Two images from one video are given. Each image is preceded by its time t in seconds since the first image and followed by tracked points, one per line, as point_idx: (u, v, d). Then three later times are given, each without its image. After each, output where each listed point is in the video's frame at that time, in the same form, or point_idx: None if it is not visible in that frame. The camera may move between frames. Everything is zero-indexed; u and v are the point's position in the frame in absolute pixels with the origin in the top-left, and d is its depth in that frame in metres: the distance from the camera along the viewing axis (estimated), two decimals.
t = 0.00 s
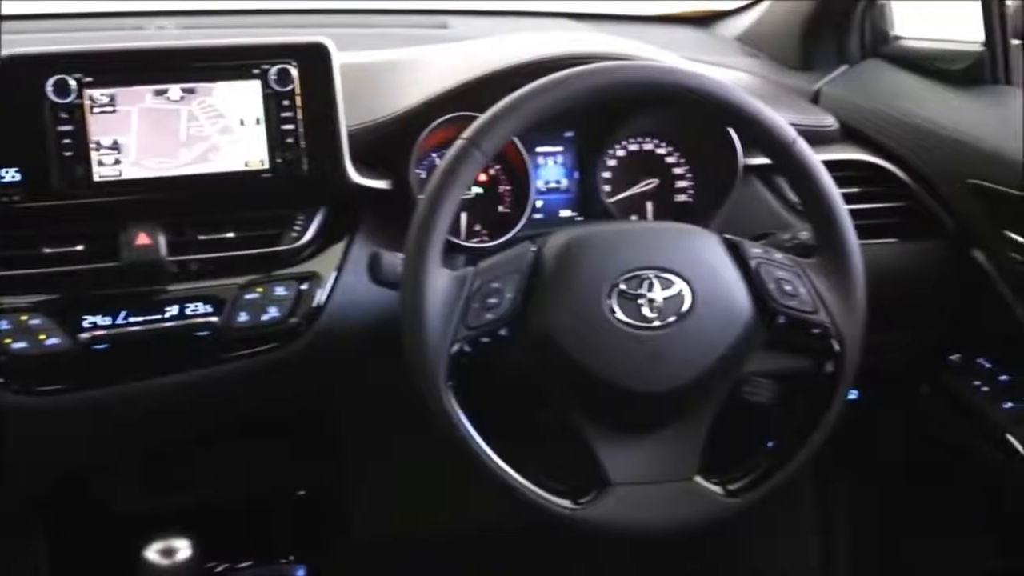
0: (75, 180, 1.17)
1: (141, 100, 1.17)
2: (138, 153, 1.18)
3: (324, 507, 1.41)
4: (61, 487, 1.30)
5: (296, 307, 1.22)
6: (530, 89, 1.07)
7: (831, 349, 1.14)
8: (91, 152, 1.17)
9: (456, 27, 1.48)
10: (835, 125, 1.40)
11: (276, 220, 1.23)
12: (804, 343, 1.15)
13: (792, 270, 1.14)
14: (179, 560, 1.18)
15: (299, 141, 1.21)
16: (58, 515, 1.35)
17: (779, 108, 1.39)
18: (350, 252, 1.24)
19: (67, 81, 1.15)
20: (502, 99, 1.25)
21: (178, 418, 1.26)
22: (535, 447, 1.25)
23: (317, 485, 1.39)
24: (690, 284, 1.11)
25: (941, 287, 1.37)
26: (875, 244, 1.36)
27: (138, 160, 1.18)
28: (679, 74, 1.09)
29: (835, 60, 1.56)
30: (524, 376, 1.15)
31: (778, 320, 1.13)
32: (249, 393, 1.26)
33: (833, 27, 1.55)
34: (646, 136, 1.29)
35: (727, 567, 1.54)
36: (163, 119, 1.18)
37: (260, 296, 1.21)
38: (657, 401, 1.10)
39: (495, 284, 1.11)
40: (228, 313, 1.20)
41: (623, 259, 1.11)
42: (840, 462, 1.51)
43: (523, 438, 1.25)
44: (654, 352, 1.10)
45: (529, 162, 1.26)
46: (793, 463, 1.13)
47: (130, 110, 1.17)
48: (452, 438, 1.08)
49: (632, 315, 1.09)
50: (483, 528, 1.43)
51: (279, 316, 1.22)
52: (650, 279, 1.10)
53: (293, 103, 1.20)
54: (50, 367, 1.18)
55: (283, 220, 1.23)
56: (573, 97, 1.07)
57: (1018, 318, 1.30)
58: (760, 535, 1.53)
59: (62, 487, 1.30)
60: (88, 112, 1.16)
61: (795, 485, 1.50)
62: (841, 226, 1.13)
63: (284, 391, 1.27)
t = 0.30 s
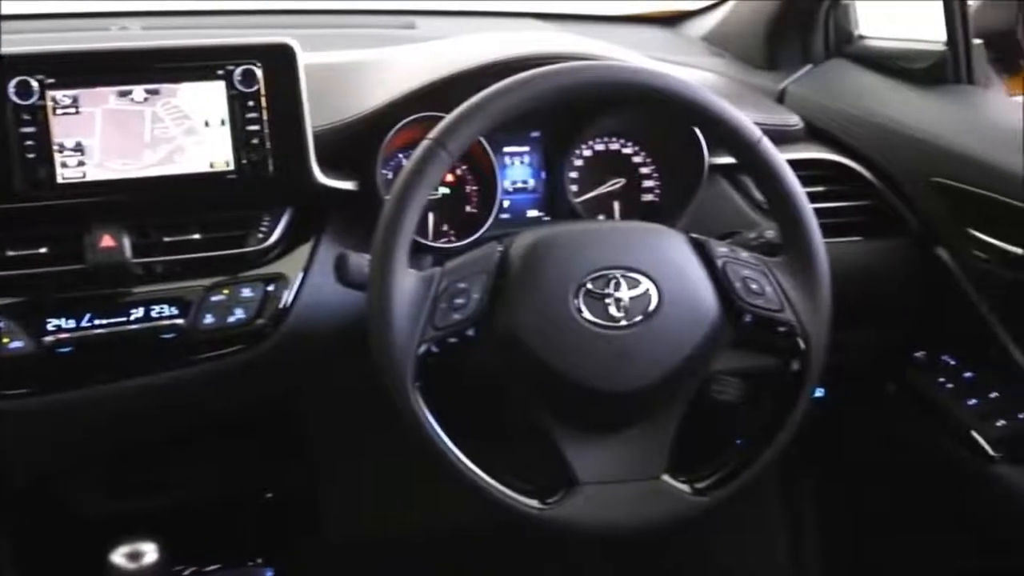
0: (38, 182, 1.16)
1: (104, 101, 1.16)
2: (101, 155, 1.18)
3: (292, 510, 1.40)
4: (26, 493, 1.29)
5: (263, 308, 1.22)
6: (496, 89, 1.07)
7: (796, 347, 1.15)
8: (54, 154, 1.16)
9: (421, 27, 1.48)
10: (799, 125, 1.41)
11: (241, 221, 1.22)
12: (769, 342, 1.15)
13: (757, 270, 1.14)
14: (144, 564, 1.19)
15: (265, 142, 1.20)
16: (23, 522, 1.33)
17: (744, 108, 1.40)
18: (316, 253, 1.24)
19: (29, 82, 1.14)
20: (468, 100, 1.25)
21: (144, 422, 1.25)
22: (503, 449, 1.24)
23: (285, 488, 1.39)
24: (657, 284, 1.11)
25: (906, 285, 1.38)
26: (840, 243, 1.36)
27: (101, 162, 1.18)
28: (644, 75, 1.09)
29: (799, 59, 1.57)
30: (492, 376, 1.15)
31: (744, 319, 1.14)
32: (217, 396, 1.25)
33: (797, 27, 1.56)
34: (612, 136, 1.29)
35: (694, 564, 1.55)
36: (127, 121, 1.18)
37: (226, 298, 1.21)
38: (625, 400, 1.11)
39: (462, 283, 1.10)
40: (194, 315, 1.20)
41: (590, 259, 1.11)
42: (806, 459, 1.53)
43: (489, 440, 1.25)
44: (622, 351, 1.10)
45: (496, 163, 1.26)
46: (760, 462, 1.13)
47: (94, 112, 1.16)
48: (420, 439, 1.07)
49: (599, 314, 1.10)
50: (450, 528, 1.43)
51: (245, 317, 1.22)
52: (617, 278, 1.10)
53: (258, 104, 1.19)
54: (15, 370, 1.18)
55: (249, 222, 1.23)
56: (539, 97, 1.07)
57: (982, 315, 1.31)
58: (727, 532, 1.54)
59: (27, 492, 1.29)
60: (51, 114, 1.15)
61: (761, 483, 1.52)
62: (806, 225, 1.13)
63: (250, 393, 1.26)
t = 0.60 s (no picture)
0: (12, 183, 1.16)
1: (79, 102, 1.16)
2: (76, 156, 1.17)
3: (271, 511, 1.40)
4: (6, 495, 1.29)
5: (240, 309, 1.22)
6: (473, 89, 1.07)
7: (773, 346, 1.15)
8: (28, 155, 1.16)
9: (398, 27, 1.48)
10: (776, 125, 1.42)
11: (217, 222, 1.22)
12: (746, 341, 1.15)
13: (734, 269, 1.15)
14: (121, 568, 1.19)
15: (241, 143, 1.20)
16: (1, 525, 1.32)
17: (721, 107, 1.40)
18: (294, 254, 1.24)
19: (4, 83, 1.13)
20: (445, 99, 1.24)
21: (121, 424, 1.24)
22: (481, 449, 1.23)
23: (265, 490, 1.38)
24: (634, 284, 1.11)
25: (882, 284, 1.39)
26: (817, 242, 1.37)
27: (76, 163, 1.17)
28: (620, 75, 1.09)
29: (774, 63, 1.57)
30: (471, 377, 1.15)
31: (721, 318, 1.14)
32: (195, 398, 1.25)
33: (774, 27, 1.57)
34: (589, 136, 1.29)
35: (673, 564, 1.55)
36: (103, 121, 1.17)
37: (203, 299, 1.20)
38: (603, 400, 1.11)
39: (439, 284, 1.10)
40: (171, 317, 1.20)
41: (567, 259, 1.11)
42: (787, 458, 1.52)
43: (468, 441, 1.24)
44: (599, 351, 1.10)
45: (472, 163, 1.26)
46: (737, 460, 1.13)
47: (69, 112, 1.16)
48: (398, 441, 1.07)
49: (576, 314, 1.10)
50: (430, 528, 1.43)
51: (222, 318, 1.21)
52: (594, 278, 1.10)
53: (234, 104, 1.19)
54: None
55: (225, 223, 1.22)
56: (517, 98, 1.07)
57: (957, 313, 1.32)
58: (707, 532, 1.54)
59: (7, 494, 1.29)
60: (26, 115, 1.14)
61: (740, 483, 1.52)
62: (783, 225, 1.13)
63: (228, 395, 1.26)
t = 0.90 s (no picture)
0: None
1: (53, 103, 1.16)
2: (50, 157, 1.17)
3: (248, 513, 1.39)
4: None
5: (215, 311, 1.21)
6: (449, 89, 1.07)
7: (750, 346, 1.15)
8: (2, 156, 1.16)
9: (375, 28, 1.48)
10: (751, 124, 1.42)
11: (193, 223, 1.22)
12: (724, 341, 1.15)
13: (711, 269, 1.15)
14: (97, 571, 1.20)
15: (217, 143, 1.20)
16: None
17: (697, 107, 1.41)
18: (270, 255, 1.23)
19: None
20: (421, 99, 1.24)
21: (96, 426, 1.24)
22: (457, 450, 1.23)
23: (241, 491, 1.37)
24: (611, 284, 1.11)
25: (857, 282, 1.40)
26: (792, 242, 1.38)
27: (50, 164, 1.17)
28: (597, 75, 1.09)
29: (751, 58, 1.58)
30: (448, 377, 1.15)
31: (698, 318, 1.14)
32: (171, 399, 1.24)
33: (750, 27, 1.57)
34: (566, 136, 1.29)
35: (652, 562, 1.55)
36: (77, 122, 1.17)
37: (179, 300, 1.20)
38: (580, 400, 1.11)
39: (416, 284, 1.10)
40: (146, 319, 1.19)
41: (543, 259, 1.11)
42: (765, 455, 1.52)
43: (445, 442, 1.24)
44: (576, 350, 1.10)
45: (449, 163, 1.26)
46: (715, 459, 1.13)
47: (42, 113, 1.16)
48: (376, 441, 1.07)
49: (553, 314, 1.10)
50: (408, 529, 1.43)
51: (198, 320, 1.21)
52: (571, 278, 1.10)
53: (209, 105, 1.18)
54: None
55: (201, 225, 1.22)
56: (493, 98, 1.07)
57: (932, 312, 1.32)
58: (684, 531, 1.54)
59: None
60: None
61: (717, 481, 1.52)
62: (759, 224, 1.13)
63: (204, 396, 1.26)
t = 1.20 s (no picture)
0: None
1: (36, 104, 1.15)
2: (33, 157, 1.16)
3: (235, 515, 1.39)
4: None
5: (201, 312, 1.21)
6: (434, 89, 1.06)
7: (734, 342, 1.15)
8: None
9: (360, 28, 1.48)
10: (736, 124, 1.43)
11: (178, 224, 1.22)
12: (709, 338, 1.15)
13: (696, 268, 1.15)
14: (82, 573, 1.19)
15: (202, 143, 1.20)
16: None
17: (683, 107, 1.41)
18: (256, 255, 1.24)
19: None
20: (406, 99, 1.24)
21: (82, 428, 1.23)
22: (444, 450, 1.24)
23: (226, 492, 1.36)
24: (597, 284, 1.11)
25: (840, 281, 1.41)
26: (777, 242, 1.39)
27: (33, 164, 1.16)
28: (582, 75, 1.09)
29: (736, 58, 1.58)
30: (434, 378, 1.15)
31: (683, 317, 1.14)
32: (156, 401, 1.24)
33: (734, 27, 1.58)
34: (552, 136, 1.29)
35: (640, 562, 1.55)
36: (60, 123, 1.16)
37: (165, 301, 1.20)
38: (566, 400, 1.11)
39: (402, 285, 1.10)
40: (131, 321, 1.19)
41: (529, 260, 1.11)
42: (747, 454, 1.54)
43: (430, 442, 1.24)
44: (562, 351, 1.10)
45: (434, 164, 1.26)
46: (700, 458, 1.14)
47: (25, 114, 1.15)
48: (362, 442, 1.07)
49: (539, 314, 1.09)
50: (394, 529, 1.42)
51: (183, 322, 1.20)
52: (557, 278, 1.10)
53: (194, 105, 1.18)
54: None
55: (187, 225, 1.22)
56: (478, 98, 1.07)
57: (916, 310, 1.33)
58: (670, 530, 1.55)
59: None
60: None
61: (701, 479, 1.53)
62: (743, 224, 1.14)
63: (190, 398, 1.25)
